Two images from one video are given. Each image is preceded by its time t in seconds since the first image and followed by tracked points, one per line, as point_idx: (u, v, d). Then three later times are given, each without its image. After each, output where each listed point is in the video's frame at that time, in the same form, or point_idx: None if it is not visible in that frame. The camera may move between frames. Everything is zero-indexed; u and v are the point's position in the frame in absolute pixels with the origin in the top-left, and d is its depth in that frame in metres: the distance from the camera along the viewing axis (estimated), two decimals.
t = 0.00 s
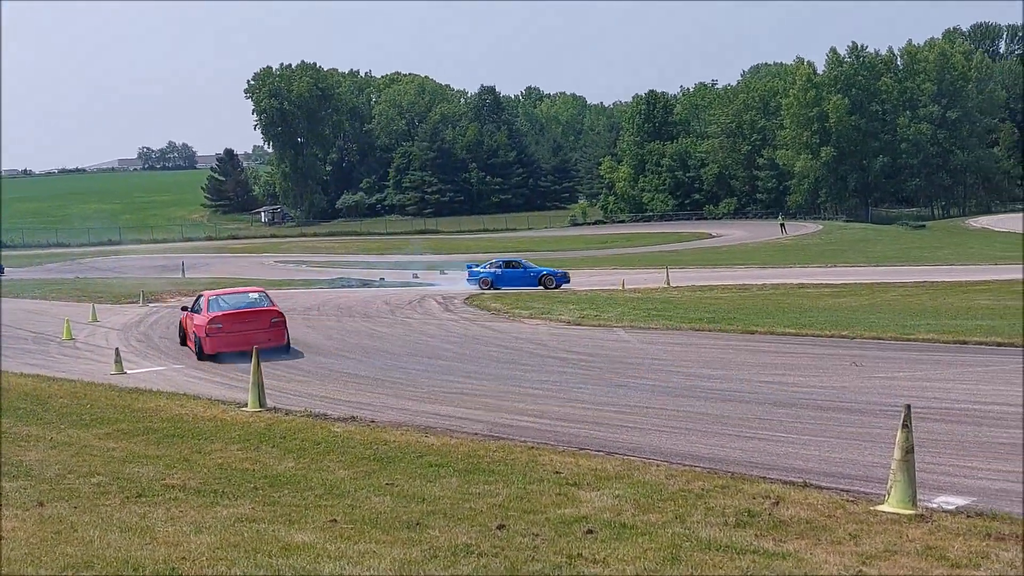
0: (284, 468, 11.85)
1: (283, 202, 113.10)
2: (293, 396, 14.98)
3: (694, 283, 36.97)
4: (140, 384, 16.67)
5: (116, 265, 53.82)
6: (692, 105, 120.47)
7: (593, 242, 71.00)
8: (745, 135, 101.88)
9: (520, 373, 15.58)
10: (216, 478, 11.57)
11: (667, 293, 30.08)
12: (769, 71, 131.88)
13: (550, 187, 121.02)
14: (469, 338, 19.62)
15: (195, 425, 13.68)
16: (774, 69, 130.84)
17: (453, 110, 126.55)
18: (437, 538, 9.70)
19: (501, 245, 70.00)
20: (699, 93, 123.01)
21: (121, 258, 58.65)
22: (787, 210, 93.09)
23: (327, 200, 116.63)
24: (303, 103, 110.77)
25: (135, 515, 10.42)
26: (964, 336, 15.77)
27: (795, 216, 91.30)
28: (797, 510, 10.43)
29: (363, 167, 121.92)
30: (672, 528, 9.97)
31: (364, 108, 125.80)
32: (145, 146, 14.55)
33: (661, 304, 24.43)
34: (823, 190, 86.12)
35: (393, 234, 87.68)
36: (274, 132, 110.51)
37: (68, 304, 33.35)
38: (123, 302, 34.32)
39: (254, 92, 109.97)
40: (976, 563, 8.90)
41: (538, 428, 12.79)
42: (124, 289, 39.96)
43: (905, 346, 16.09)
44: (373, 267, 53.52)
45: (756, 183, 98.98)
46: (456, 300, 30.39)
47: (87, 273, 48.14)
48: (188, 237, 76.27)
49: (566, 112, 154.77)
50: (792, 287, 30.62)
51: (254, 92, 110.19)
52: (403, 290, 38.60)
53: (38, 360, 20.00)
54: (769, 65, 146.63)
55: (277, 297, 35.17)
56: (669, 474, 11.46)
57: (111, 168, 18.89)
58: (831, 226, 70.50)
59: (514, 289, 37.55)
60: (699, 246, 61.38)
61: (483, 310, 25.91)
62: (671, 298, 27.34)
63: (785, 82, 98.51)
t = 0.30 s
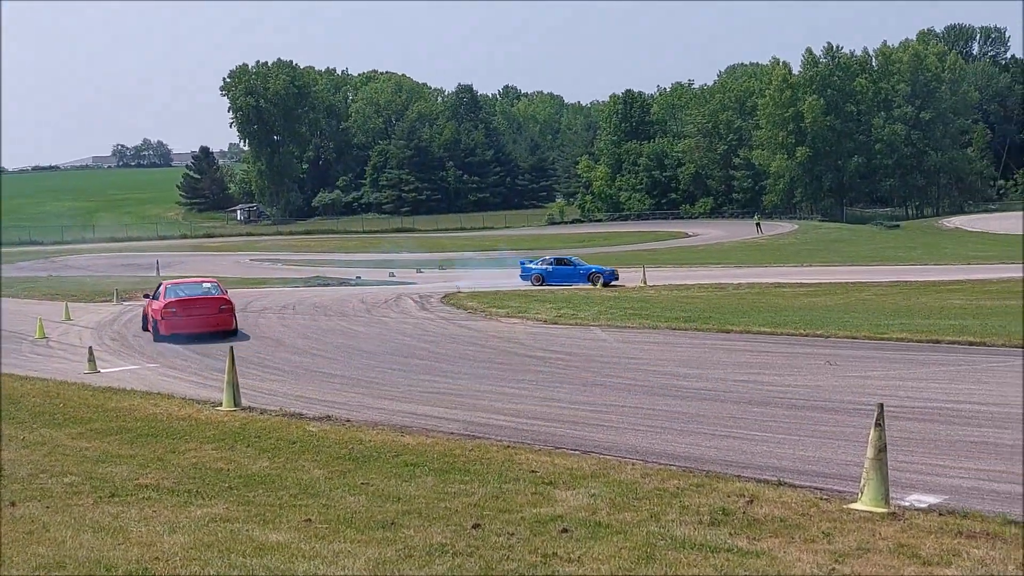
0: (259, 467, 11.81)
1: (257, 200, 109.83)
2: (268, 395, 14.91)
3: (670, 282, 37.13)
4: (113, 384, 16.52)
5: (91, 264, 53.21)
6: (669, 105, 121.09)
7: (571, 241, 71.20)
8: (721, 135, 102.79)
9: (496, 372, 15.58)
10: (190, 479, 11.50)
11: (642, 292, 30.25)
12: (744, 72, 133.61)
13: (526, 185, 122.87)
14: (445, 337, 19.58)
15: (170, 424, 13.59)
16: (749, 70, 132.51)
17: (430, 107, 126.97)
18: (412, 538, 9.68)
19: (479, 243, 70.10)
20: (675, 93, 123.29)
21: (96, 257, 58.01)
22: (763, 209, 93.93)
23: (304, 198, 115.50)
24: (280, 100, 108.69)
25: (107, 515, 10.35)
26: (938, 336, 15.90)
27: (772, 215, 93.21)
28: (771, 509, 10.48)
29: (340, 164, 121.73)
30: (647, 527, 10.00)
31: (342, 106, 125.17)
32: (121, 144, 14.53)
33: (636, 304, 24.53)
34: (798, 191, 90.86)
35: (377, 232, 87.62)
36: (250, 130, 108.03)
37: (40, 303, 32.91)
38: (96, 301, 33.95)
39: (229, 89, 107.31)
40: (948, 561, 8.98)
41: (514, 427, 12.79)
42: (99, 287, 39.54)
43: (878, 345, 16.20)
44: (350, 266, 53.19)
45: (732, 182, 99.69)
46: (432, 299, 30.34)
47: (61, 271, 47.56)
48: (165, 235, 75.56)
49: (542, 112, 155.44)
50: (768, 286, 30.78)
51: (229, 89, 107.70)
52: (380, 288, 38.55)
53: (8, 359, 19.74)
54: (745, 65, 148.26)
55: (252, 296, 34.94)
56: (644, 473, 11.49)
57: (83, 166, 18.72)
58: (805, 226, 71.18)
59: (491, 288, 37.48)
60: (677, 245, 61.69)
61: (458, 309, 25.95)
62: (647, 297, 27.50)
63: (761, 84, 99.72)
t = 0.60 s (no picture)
0: (199, 470, 11.66)
1: (200, 198, 109.65)
2: (210, 398, 14.76)
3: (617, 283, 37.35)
4: (49, 386, 16.22)
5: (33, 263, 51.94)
6: (613, 107, 121.98)
7: (521, 241, 71.27)
8: (665, 138, 103.72)
9: (441, 373, 15.54)
10: (128, 482, 11.31)
11: (587, 293, 30.39)
12: (688, 75, 135.31)
13: (472, 186, 121.50)
14: (389, 338, 19.52)
15: (108, 427, 13.38)
16: (691, 73, 134.48)
17: (375, 108, 126.99)
18: (354, 541, 9.61)
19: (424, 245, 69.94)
20: (620, 94, 125.37)
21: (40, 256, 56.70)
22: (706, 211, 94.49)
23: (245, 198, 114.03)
24: (222, 99, 109.06)
25: (43, 520, 10.17)
26: (874, 337, 16.18)
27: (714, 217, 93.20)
28: (712, 509, 10.57)
29: (283, 165, 120.43)
30: (589, 527, 10.03)
31: (285, 106, 124.39)
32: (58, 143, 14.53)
33: (581, 305, 24.65)
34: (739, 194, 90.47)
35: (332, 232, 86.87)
36: (192, 129, 107.85)
37: None
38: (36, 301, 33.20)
39: (170, 87, 107.56)
40: (884, 558, 9.11)
41: (459, 428, 12.76)
42: (42, 288, 38.69)
43: (817, 346, 16.43)
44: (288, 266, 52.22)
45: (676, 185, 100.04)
46: (377, 300, 30.16)
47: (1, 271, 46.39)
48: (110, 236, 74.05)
49: (488, 113, 155.30)
50: (711, 287, 31.11)
51: (170, 87, 107.80)
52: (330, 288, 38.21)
53: None
54: (690, 68, 150.38)
55: (196, 297, 34.30)
56: (588, 474, 11.54)
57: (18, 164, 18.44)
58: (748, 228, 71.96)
59: (438, 289, 37.26)
60: (626, 247, 62.11)
61: (405, 310, 25.85)
62: (591, 298, 27.67)
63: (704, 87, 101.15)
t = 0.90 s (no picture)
0: (109, 474, 11.44)
1: (113, 197, 106.96)
2: (121, 400, 14.45)
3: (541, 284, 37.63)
4: None
5: None
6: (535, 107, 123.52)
7: (450, 241, 71.08)
8: (586, 139, 103.99)
9: (359, 375, 15.44)
10: (35, 487, 11.05)
11: (507, 293, 30.51)
12: (608, 77, 137.13)
13: (392, 186, 121.87)
14: (306, 339, 19.34)
15: (14, 431, 13.01)
16: (610, 75, 136.57)
17: (294, 106, 124.42)
18: (267, 544, 9.51)
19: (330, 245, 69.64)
20: (540, 96, 126.77)
21: None
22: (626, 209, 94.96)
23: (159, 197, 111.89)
24: (136, 95, 101.86)
25: None
26: (787, 336, 16.57)
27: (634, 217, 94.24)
28: (628, 507, 10.68)
29: (198, 163, 119.24)
30: (505, 527, 10.05)
31: (200, 102, 122.56)
32: None
33: (501, 305, 24.76)
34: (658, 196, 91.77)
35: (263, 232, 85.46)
36: (105, 126, 101.55)
37: None
38: None
39: (79, 82, 97.93)
40: (791, 552, 9.28)
41: (378, 429, 12.71)
42: None
43: (730, 344, 16.74)
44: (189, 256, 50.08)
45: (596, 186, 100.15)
46: (295, 301, 29.83)
47: None
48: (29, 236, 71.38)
49: (409, 112, 154.29)
50: (630, 288, 31.50)
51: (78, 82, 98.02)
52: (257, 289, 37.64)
53: None
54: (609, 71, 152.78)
55: (112, 297, 33.26)
56: (505, 474, 11.57)
57: None
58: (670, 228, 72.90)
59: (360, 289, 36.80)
60: (554, 246, 62.50)
61: (325, 311, 25.63)
62: (510, 298, 27.82)
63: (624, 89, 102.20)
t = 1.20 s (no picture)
0: (12, 481, 11.15)
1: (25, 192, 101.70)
2: (23, 405, 14.04)
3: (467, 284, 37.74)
4: None
5: None
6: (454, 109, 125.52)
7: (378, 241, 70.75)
8: (505, 139, 104.03)
9: (275, 377, 15.24)
10: None
11: (425, 294, 30.50)
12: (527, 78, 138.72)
13: (309, 185, 121.14)
14: (218, 341, 19.05)
15: None
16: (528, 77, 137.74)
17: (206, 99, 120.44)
18: (177, 549, 9.37)
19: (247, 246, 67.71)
20: (459, 98, 127.48)
21: None
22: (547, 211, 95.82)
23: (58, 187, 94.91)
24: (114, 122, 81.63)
25: None
26: (700, 336, 16.93)
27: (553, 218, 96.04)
28: (542, 506, 10.74)
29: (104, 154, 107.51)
30: (419, 529, 10.04)
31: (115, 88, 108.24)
32: None
33: (421, 305, 24.76)
34: (577, 196, 94.71)
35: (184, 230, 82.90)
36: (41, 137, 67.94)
37: None
38: None
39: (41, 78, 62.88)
40: (699, 549, 9.42)
41: (293, 432, 12.60)
42: None
43: (643, 344, 16.99)
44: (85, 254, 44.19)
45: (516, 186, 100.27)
46: (209, 302, 29.31)
47: None
48: None
49: (326, 111, 152.85)
50: (548, 288, 31.81)
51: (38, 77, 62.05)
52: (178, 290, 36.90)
53: None
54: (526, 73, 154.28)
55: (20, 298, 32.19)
56: (421, 475, 11.55)
57: None
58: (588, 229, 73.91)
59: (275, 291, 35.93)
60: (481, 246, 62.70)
61: (239, 312, 25.22)
62: (428, 299, 27.86)
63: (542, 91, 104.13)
